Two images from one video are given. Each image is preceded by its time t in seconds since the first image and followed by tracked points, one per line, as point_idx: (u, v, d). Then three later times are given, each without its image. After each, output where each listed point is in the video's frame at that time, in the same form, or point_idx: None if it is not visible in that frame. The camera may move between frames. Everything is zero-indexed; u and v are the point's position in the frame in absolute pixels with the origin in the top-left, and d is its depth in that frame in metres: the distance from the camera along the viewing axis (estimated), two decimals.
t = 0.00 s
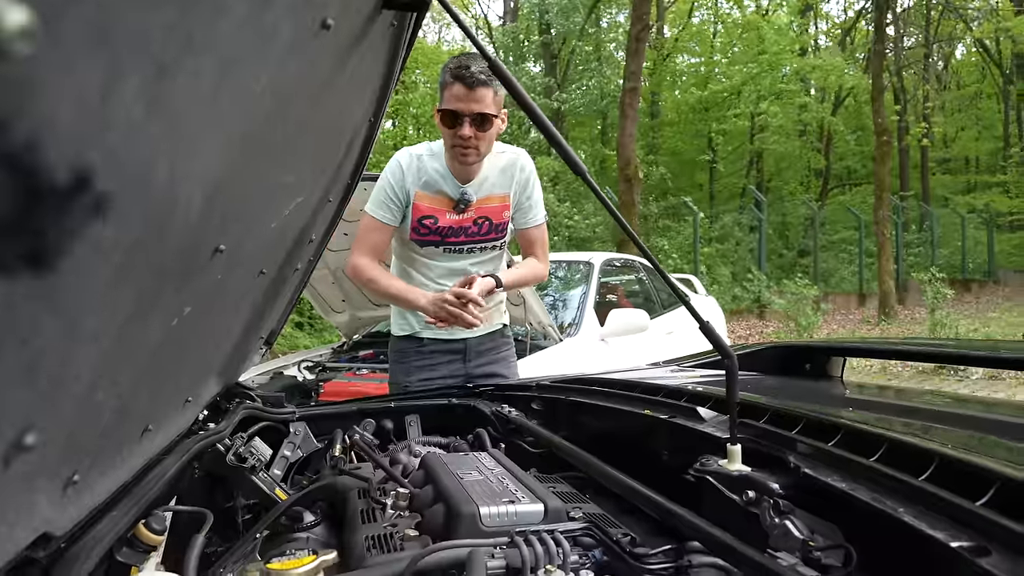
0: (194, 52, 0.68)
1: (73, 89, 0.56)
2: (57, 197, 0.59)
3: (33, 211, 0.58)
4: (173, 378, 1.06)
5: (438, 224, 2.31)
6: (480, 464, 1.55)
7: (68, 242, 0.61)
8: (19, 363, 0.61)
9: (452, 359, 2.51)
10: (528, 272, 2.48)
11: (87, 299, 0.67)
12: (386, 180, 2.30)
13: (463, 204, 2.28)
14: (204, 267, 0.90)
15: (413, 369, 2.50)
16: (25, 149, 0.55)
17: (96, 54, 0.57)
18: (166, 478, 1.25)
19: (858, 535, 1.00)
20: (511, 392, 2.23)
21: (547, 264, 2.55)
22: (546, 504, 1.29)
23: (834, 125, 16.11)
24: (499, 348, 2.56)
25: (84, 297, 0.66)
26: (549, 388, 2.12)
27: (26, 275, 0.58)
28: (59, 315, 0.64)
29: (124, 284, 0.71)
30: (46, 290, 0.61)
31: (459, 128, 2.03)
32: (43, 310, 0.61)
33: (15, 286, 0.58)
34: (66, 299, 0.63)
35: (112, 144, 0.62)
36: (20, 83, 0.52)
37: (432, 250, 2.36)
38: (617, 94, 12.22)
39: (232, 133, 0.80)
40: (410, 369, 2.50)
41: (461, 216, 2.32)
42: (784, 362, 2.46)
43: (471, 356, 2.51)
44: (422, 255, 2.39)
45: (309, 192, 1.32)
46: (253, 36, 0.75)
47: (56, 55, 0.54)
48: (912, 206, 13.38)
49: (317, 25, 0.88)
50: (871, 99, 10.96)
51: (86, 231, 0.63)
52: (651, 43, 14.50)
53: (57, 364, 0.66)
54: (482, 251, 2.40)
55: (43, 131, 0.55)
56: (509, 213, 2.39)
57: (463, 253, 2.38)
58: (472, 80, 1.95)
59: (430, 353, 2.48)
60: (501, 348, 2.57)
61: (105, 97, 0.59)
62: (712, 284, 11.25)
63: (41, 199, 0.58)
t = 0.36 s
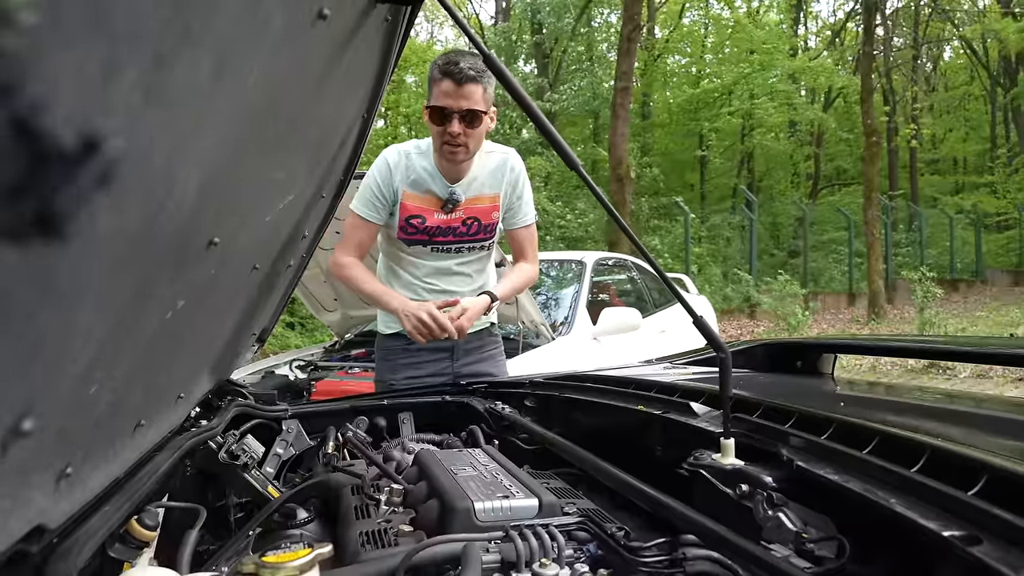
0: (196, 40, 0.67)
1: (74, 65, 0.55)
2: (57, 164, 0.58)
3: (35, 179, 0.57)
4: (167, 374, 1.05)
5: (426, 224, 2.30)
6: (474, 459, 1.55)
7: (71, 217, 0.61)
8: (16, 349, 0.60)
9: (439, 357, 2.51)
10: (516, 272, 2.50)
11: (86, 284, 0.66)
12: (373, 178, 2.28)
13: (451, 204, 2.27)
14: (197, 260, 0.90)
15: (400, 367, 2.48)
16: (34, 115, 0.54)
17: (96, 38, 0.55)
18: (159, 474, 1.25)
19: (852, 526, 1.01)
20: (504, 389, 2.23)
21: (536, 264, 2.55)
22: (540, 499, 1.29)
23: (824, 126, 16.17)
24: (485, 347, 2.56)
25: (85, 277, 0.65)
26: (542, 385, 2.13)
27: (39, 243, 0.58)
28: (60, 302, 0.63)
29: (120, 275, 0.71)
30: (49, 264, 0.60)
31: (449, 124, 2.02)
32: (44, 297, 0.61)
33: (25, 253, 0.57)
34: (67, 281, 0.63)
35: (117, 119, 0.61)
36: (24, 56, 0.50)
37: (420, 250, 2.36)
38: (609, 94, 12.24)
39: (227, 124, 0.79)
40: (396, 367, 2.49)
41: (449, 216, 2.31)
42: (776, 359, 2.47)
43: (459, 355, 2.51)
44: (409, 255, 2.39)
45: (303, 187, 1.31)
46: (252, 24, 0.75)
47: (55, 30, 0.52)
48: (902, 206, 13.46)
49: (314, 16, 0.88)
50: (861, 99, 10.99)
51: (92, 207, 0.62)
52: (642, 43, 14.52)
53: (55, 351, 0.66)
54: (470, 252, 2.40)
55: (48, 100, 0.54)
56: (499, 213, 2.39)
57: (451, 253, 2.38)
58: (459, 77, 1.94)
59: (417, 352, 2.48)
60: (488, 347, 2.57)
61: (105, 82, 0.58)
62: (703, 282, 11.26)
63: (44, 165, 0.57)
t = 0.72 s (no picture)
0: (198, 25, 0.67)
1: (74, 46, 0.55)
2: (59, 134, 0.57)
3: (37, 149, 0.56)
4: (160, 371, 1.04)
5: (416, 221, 2.29)
6: (468, 457, 1.55)
7: (78, 192, 0.60)
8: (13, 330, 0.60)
9: (429, 357, 2.50)
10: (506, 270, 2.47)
11: (87, 259, 0.65)
12: (362, 173, 2.27)
13: (442, 201, 2.27)
14: (192, 253, 0.89)
15: (390, 366, 2.48)
16: (37, 81, 0.53)
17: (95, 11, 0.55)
18: (151, 471, 1.23)
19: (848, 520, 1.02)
20: (498, 387, 2.22)
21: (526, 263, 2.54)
22: (535, 495, 1.29)
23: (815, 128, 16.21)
24: (475, 347, 2.55)
25: (84, 258, 0.65)
26: (536, 383, 2.12)
27: (40, 216, 0.57)
28: (56, 286, 0.63)
29: (117, 263, 0.71)
30: (50, 241, 0.59)
31: (444, 119, 2.01)
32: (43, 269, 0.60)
33: (27, 227, 0.57)
34: (65, 258, 0.62)
35: (123, 91, 0.61)
36: (23, 27, 0.51)
37: (410, 248, 2.35)
38: (601, 95, 12.26)
39: (225, 111, 0.79)
40: (385, 366, 2.48)
41: (441, 213, 2.30)
42: (769, 357, 2.48)
43: (449, 354, 2.50)
44: (399, 253, 2.38)
45: (297, 183, 1.30)
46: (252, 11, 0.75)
47: None
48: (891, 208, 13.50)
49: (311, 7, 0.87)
50: (852, 101, 11.01)
51: (97, 183, 0.62)
52: (635, 43, 14.52)
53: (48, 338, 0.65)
54: (460, 250, 2.40)
55: (51, 66, 0.53)
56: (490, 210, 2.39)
57: (442, 251, 2.37)
58: (457, 71, 1.94)
59: (406, 351, 2.47)
60: (478, 347, 2.56)
61: (103, 56, 0.57)
62: (695, 282, 11.26)
63: (46, 136, 0.56)
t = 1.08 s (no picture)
0: (214, 26, 0.69)
1: (101, 50, 0.57)
2: (97, 137, 0.61)
3: (76, 152, 0.59)
4: (163, 372, 1.04)
5: (413, 227, 2.29)
6: (469, 457, 1.55)
7: (118, 194, 0.65)
8: (29, 334, 0.61)
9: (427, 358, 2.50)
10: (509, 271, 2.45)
11: (96, 271, 0.66)
12: (358, 180, 2.26)
13: (439, 206, 2.27)
14: (197, 253, 0.90)
15: (387, 367, 2.48)
16: (76, 86, 0.56)
17: (123, 17, 0.57)
18: (153, 472, 1.24)
19: (848, 520, 1.03)
20: (498, 387, 2.22)
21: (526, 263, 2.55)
22: (537, 495, 1.29)
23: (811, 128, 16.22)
24: (473, 348, 2.55)
25: (100, 259, 0.66)
26: (536, 383, 2.12)
27: (82, 219, 0.61)
28: (72, 293, 0.64)
29: (129, 264, 0.72)
30: (89, 241, 0.63)
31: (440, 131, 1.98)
32: (56, 281, 0.61)
33: (66, 229, 0.60)
34: (91, 258, 0.64)
35: (155, 94, 0.65)
36: (60, 33, 0.53)
37: (407, 252, 2.35)
38: (597, 94, 12.24)
39: (238, 113, 0.81)
40: (383, 367, 2.48)
41: (437, 218, 2.30)
42: (767, 357, 2.48)
43: (447, 354, 2.50)
44: (399, 258, 2.38)
45: (298, 186, 1.30)
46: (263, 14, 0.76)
47: (80, 4, 0.53)
48: (886, 209, 13.52)
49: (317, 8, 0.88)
50: (847, 101, 10.99)
51: (133, 180, 0.67)
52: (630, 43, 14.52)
53: (63, 341, 0.66)
54: (459, 253, 2.39)
55: (92, 73, 0.57)
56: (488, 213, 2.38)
57: (440, 255, 2.37)
58: (452, 82, 1.90)
59: (403, 352, 2.47)
60: (475, 347, 2.56)
61: (129, 59, 0.60)
62: (691, 283, 11.25)
63: (82, 139, 0.59)
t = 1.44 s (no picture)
0: (216, 11, 0.72)
1: (110, 21, 0.60)
2: (111, 106, 0.65)
3: (89, 120, 0.63)
4: (167, 368, 1.04)
5: (405, 229, 2.29)
6: (469, 454, 1.55)
7: (129, 162, 0.69)
8: (34, 325, 0.64)
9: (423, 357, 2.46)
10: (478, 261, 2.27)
11: (100, 263, 0.69)
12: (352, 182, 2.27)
13: (429, 209, 2.24)
14: (198, 246, 0.92)
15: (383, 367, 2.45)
16: (89, 55, 0.60)
17: None
18: (153, 469, 1.24)
19: (852, 515, 1.03)
20: (496, 384, 2.21)
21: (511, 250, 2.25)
22: (539, 492, 1.28)
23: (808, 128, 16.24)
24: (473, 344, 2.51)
25: (104, 242, 0.69)
26: (534, 382, 2.11)
27: (95, 189, 0.66)
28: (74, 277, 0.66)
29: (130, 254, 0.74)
30: (92, 229, 0.67)
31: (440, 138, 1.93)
32: (61, 268, 0.64)
33: (80, 198, 0.64)
34: (96, 237, 0.68)
35: (169, 63, 0.69)
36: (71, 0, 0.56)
37: (400, 252, 2.35)
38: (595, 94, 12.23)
39: (239, 102, 0.84)
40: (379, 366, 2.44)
41: (427, 221, 2.28)
42: (766, 355, 2.48)
43: (443, 354, 2.46)
44: (397, 257, 2.38)
45: (299, 182, 1.30)
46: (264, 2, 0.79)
47: None
48: (882, 209, 13.57)
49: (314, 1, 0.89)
50: (843, 102, 11.00)
51: (149, 151, 0.71)
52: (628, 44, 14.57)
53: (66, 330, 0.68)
54: (453, 250, 2.35)
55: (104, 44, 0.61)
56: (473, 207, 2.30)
57: (433, 253, 2.34)
58: (453, 87, 1.85)
59: (400, 351, 2.43)
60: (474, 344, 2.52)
61: (140, 25, 0.63)
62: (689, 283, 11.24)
63: (96, 109, 0.63)
